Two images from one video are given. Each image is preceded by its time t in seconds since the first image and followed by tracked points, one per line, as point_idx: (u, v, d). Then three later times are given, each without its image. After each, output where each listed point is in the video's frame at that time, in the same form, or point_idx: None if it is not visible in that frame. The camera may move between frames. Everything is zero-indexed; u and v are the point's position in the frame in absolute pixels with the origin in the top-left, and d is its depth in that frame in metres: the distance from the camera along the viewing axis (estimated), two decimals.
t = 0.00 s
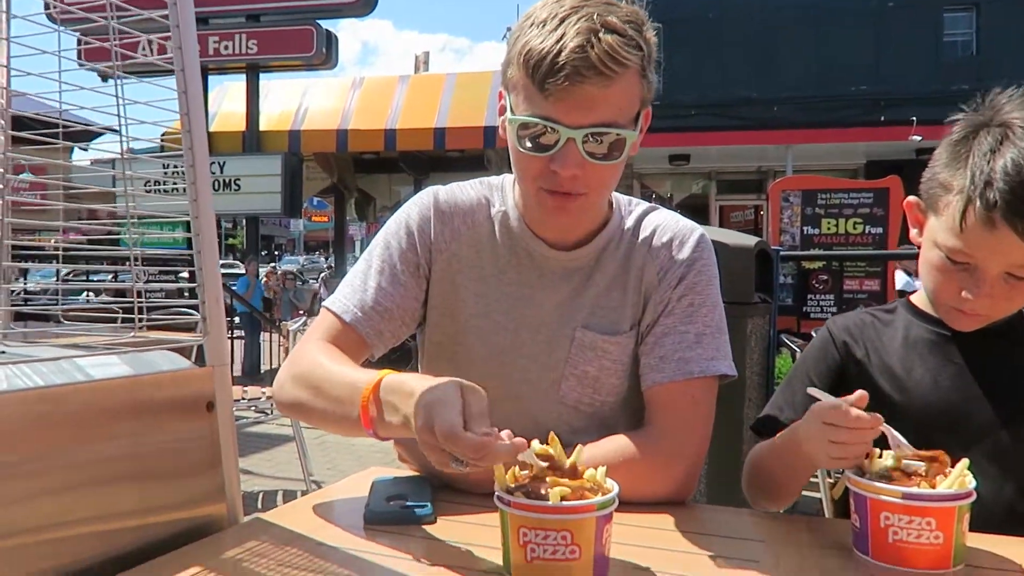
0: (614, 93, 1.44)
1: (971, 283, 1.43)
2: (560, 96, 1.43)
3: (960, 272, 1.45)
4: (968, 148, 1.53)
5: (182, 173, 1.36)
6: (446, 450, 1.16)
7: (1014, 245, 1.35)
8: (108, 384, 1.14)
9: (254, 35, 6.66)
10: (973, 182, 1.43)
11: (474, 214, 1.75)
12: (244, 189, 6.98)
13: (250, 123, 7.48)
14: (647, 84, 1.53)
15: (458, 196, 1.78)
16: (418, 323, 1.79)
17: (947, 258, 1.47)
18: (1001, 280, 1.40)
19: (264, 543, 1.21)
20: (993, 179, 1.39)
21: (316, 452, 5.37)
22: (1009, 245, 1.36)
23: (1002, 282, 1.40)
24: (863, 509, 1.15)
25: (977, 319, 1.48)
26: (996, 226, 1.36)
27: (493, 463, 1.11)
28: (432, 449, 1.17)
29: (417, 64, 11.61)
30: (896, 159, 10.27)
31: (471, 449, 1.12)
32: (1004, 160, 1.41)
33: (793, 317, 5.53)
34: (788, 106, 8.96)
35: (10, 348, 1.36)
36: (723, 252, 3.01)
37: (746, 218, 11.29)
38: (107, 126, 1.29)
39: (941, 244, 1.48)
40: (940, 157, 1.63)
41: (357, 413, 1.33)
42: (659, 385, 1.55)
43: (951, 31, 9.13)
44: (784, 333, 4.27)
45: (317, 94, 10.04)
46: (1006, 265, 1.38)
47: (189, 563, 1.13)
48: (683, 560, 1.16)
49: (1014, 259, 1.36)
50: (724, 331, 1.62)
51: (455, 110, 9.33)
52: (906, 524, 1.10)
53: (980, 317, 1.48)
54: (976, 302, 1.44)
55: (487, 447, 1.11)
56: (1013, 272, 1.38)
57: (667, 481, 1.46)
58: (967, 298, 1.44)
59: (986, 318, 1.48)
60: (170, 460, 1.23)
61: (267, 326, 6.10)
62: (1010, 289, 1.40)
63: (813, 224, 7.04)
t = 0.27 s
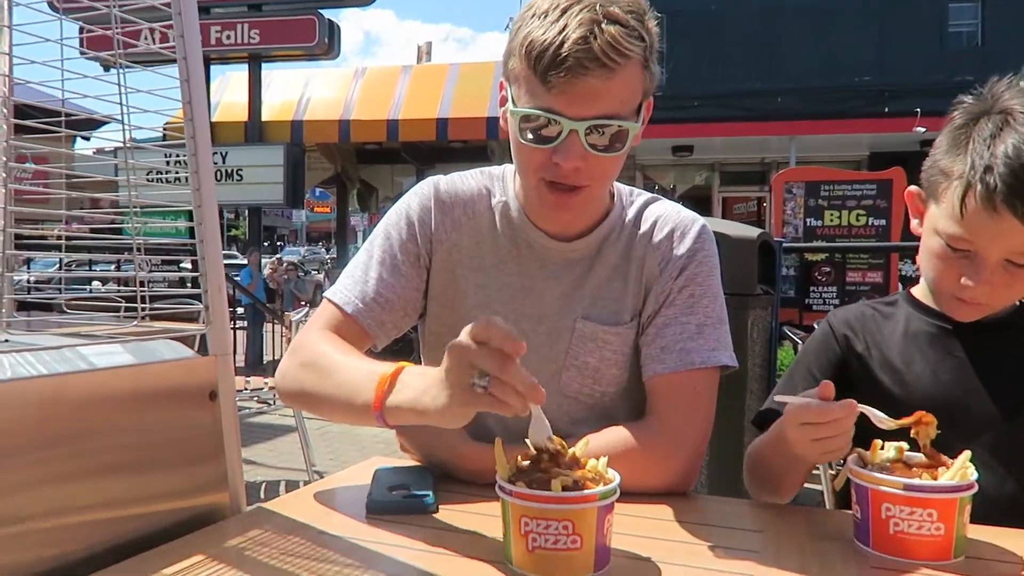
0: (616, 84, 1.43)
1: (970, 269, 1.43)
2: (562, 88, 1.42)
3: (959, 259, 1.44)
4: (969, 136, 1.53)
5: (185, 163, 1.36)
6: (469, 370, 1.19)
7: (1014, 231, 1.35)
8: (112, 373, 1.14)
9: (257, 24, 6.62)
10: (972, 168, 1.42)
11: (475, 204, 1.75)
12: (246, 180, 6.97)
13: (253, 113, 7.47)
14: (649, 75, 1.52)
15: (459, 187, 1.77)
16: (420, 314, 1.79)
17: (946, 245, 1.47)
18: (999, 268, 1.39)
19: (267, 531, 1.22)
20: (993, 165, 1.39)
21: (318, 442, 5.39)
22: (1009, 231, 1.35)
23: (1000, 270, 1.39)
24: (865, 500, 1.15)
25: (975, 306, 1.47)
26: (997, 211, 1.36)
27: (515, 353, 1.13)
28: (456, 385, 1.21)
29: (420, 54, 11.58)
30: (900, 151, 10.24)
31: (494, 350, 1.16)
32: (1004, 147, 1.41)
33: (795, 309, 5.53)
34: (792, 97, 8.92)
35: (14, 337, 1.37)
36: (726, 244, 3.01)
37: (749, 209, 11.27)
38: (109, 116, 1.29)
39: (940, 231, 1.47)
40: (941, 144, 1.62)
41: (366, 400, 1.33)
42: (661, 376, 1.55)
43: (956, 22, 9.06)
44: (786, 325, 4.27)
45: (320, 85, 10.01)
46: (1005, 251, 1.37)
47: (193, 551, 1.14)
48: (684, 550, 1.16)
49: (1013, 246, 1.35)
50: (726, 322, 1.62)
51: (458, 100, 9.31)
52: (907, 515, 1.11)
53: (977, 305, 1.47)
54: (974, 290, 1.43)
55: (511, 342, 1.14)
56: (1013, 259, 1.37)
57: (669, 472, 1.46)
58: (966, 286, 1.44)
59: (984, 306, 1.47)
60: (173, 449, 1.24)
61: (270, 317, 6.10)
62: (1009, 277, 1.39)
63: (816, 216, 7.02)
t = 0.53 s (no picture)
0: (623, 79, 1.43)
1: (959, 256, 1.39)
2: (568, 82, 1.41)
3: (947, 246, 1.41)
4: (962, 124, 1.52)
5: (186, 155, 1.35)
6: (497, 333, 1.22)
7: (1006, 215, 1.32)
8: (115, 364, 1.14)
9: (258, 16, 6.58)
10: (965, 152, 1.40)
11: (478, 196, 1.74)
12: (248, 172, 6.96)
13: (254, 105, 7.45)
14: (655, 68, 1.52)
15: (462, 178, 1.77)
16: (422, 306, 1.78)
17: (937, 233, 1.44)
18: (990, 255, 1.36)
19: (269, 522, 1.22)
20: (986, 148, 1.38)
21: (320, 434, 5.40)
22: (1002, 214, 1.33)
23: (991, 257, 1.36)
24: (867, 493, 1.15)
25: (963, 299, 1.43)
26: (991, 191, 1.34)
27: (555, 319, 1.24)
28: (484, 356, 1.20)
29: (422, 46, 11.54)
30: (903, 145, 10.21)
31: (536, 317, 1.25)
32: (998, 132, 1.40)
33: (797, 303, 5.52)
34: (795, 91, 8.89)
35: (15, 328, 1.37)
36: (728, 237, 3.00)
37: (751, 203, 11.25)
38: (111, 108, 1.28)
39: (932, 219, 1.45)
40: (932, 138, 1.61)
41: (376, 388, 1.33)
42: (662, 368, 1.55)
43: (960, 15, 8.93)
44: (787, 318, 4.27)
45: (321, 77, 9.98)
46: (996, 235, 1.34)
47: (195, 541, 1.14)
48: (685, 541, 1.16)
49: (1006, 230, 1.33)
50: (728, 314, 1.61)
51: (460, 93, 9.28)
52: (909, 508, 1.11)
53: (965, 298, 1.43)
54: (963, 279, 1.39)
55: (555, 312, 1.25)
56: (1005, 245, 1.34)
57: (671, 464, 1.46)
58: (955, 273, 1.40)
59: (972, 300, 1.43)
60: (175, 440, 1.24)
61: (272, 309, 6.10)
62: (1000, 266, 1.36)
63: (819, 209, 7.00)
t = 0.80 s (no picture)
0: (631, 77, 1.42)
1: (940, 276, 1.33)
2: (576, 79, 1.41)
3: (927, 266, 1.35)
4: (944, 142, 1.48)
5: (186, 149, 1.35)
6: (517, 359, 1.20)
7: (991, 232, 1.27)
8: (114, 357, 1.14)
9: (258, 10, 6.57)
10: (948, 170, 1.36)
11: (482, 190, 1.74)
12: (247, 167, 6.94)
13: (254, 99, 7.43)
14: (663, 67, 1.51)
15: (466, 172, 1.77)
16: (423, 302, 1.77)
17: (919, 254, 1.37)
18: (975, 276, 1.30)
19: (268, 516, 1.22)
20: (970, 164, 1.33)
21: (319, 428, 5.40)
22: (987, 231, 1.27)
23: (975, 277, 1.30)
24: (865, 488, 1.15)
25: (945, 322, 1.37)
26: (976, 207, 1.29)
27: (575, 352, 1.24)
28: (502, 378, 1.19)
29: (422, 41, 11.51)
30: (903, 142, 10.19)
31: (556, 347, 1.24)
32: (983, 148, 1.36)
33: (796, 299, 5.52)
34: (796, 87, 8.87)
35: (14, 322, 1.36)
36: (727, 233, 3.00)
37: (751, 199, 11.24)
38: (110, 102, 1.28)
39: (915, 238, 1.39)
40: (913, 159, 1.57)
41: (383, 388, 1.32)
42: (662, 364, 1.55)
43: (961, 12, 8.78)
44: (787, 315, 4.27)
45: (321, 71, 9.96)
46: (981, 254, 1.28)
47: (194, 535, 1.14)
48: (684, 536, 1.17)
49: (991, 249, 1.27)
50: (728, 310, 1.61)
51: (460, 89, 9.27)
52: (907, 504, 1.11)
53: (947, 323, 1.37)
54: (947, 300, 1.33)
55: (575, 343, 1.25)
56: (988, 265, 1.28)
57: (670, 459, 1.46)
58: (938, 294, 1.33)
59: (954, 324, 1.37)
60: (174, 433, 1.24)
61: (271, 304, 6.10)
62: (982, 287, 1.30)
63: (819, 206, 6.99)
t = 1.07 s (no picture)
0: (626, 68, 1.42)
1: (931, 308, 1.30)
2: (572, 69, 1.40)
3: (917, 295, 1.33)
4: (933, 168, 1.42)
5: (181, 142, 1.34)
6: (496, 378, 1.15)
7: (979, 264, 1.23)
8: (107, 350, 1.14)
9: (254, 3, 6.55)
10: (936, 202, 1.30)
11: (480, 180, 1.74)
12: (243, 160, 6.92)
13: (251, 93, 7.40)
14: (659, 60, 1.51)
15: (464, 162, 1.76)
16: (421, 288, 1.78)
17: (909, 285, 1.34)
18: (964, 308, 1.26)
19: (262, 510, 1.22)
20: (958, 195, 1.27)
21: (315, 423, 5.40)
22: (974, 264, 1.23)
23: (965, 309, 1.26)
24: (859, 483, 1.15)
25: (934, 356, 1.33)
26: (960, 239, 1.24)
27: (557, 366, 1.14)
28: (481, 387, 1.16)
29: (419, 35, 11.48)
30: (900, 138, 10.21)
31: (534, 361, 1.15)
32: (971, 177, 1.29)
33: (793, 295, 5.54)
34: (793, 83, 8.87)
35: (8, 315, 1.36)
36: (724, 228, 3.00)
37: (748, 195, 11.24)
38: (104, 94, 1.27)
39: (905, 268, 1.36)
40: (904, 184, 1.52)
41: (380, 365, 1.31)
42: (656, 359, 1.55)
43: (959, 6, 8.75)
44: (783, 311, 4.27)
45: (318, 65, 9.92)
46: (968, 285, 1.25)
47: (188, 528, 1.14)
48: (679, 530, 1.17)
49: (978, 280, 1.23)
50: (723, 305, 1.61)
51: (457, 83, 9.24)
52: (901, 498, 1.11)
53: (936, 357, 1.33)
54: (937, 330, 1.30)
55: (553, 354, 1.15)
56: (977, 297, 1.25)
57: (665, 454, 1.46)
58: (928, 325, 1.30)
59: (943, 358, 1.33)
60: (168, 426, 1.24)
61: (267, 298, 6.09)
62: (971, 319, 1.27)
63: (815, 202, 6.98)
